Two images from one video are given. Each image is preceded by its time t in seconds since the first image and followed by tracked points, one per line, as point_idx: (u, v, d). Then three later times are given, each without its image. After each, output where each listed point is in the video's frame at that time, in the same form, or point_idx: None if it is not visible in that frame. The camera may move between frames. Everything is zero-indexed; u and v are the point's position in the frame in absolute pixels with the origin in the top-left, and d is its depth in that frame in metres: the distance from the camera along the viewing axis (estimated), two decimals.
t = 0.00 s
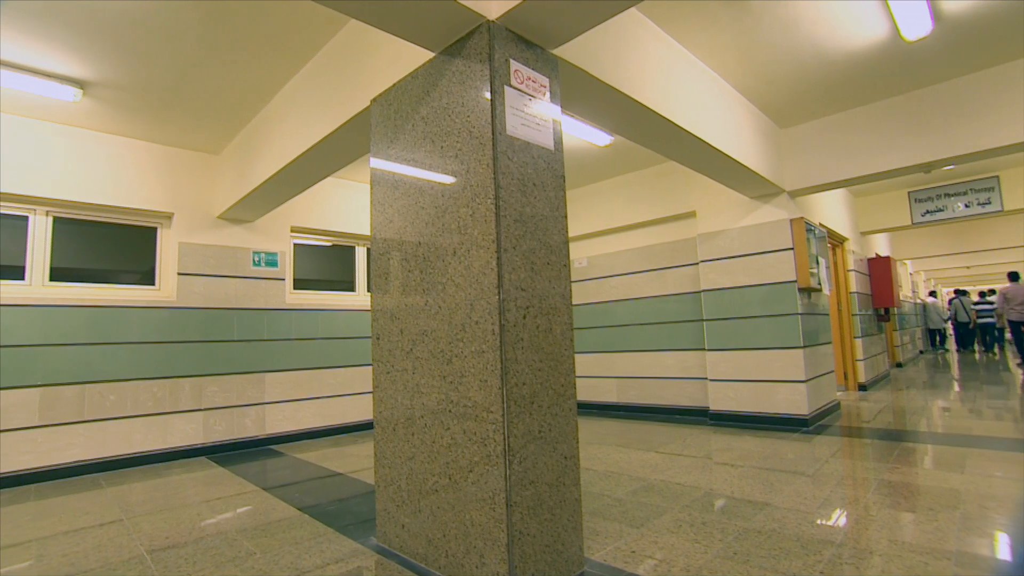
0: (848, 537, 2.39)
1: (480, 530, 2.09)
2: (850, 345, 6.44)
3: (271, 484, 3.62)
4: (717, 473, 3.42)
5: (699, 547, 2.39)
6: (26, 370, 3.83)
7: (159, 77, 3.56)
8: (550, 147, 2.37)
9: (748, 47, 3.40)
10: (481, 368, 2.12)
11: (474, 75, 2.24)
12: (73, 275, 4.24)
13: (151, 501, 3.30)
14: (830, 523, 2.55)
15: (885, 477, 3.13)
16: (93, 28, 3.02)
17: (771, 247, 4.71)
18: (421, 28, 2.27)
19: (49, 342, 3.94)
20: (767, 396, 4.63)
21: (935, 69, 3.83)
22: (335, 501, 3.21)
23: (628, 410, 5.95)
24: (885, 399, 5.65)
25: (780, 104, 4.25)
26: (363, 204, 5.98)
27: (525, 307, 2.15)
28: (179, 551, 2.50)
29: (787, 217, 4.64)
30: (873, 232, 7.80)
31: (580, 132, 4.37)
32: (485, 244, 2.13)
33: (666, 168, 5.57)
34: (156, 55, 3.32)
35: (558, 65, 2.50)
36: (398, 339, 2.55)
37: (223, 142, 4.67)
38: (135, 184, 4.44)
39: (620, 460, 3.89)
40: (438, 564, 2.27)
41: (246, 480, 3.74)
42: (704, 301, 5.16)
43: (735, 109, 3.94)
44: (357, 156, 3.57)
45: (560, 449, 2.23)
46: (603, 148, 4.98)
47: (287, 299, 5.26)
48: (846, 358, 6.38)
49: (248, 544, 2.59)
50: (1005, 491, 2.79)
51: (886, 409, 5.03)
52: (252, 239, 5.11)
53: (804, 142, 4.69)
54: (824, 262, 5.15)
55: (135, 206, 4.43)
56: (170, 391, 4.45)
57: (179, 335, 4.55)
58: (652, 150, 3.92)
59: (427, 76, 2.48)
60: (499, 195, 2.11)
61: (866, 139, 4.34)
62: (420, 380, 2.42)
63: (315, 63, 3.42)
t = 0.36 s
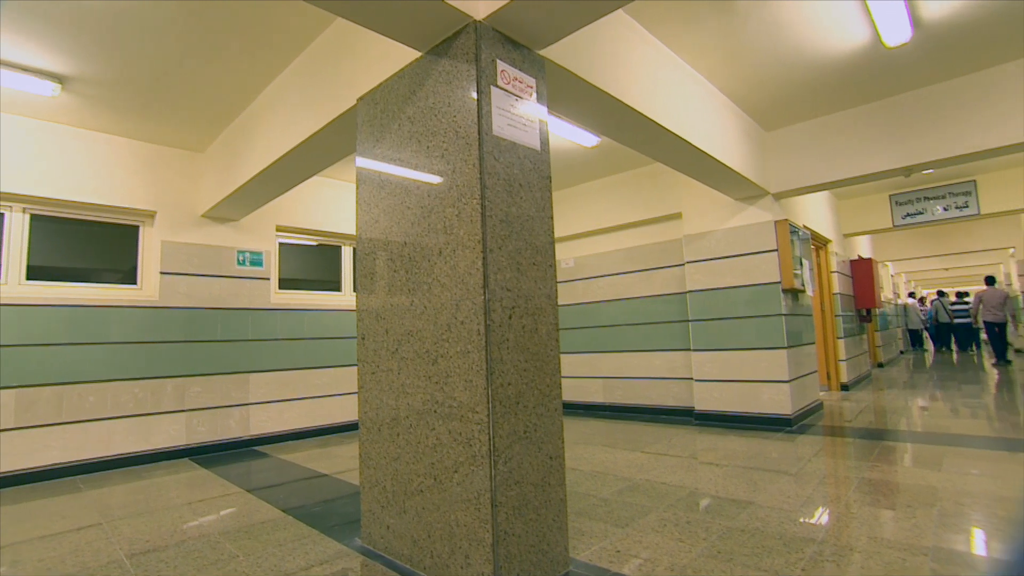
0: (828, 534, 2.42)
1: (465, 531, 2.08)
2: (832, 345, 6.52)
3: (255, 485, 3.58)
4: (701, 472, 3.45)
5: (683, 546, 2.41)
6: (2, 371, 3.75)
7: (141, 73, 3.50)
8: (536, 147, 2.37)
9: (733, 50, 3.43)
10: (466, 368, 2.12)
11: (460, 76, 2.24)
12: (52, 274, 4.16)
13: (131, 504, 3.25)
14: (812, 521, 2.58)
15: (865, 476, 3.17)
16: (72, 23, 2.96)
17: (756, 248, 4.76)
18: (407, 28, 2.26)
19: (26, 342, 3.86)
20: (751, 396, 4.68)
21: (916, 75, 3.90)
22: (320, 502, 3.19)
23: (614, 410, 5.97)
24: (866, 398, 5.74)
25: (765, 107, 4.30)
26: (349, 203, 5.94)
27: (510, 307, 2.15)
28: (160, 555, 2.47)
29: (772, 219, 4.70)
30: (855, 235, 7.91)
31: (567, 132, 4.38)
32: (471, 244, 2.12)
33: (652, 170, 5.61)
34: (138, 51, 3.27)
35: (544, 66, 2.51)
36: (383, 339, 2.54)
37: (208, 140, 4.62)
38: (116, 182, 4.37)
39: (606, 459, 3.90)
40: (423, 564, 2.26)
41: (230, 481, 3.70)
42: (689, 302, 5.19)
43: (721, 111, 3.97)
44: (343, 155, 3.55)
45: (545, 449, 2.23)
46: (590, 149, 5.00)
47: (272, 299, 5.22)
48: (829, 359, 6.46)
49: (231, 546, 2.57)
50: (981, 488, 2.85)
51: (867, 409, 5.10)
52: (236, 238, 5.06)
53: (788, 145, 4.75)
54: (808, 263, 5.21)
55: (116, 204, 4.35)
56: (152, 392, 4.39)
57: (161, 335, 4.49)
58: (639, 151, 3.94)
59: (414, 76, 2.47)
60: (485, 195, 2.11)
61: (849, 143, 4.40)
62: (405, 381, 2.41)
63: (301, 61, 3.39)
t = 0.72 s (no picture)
0: (810, 533, 2.45)
1: (449, 532, 2.08)
2: (815, 346, 6.60)
3: (238, 487, 3.54)
4: (685, 472, 3.47)
5: (667, 545, 2.42)
6: None
7: (122, 69, 3.45)
8: (522, 148, 2.37)
9: (719, 53, 3.46)
10: (451, 369, 2.11)
11: (446, 75, 2.23)
12: (30, 273, 4.07)
13: (110, 507, 3.20)
14: (795, 520, 2.61)
15: (846, 474, 3.22)
16: (50, 16, 2.91)
17: (741, 250, 4.81)
18: (393, 27, 2.25)
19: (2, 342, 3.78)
20: (735, 396, 4.72)
21: (897, 80, 3.96)
22: (304, 504, 3.16)
23: (601, 411, 5.99)
24: (848, 398, 5.83)
25: (749, 110, 4.34)
26: (335, 202, 5.89)
27: (495, 308, 2.15)
28: (139, 559, 2.43)
29: (756, 221, 4.75)
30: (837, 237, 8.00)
31: (551, 133, 4.38)
32: (456, 244, 2.12)
33: (639, 171, 5.64)
34: (119, 46, 3.21)
35: (531, 67, 2.51)
36: (368, 339, 2.52)
37: (191, 137, 4.56)
38: (97, 179, 4.29)
39: (591, 460, 3.92)
40: (407, 566, 2.25)
41: (212, 483, 3.65)
42: (674, 303, 5.23)
43: (706, 114, 4.01)
44: (328, 154, 3.52)
45: (530, 450, 2.23)
46: (577, 150, 5.01)
47: (256, 299, 5.16)
48: (812, 359, 6.53)
49: (212, 549, 2.54)
50: (957, 486, 2.90)
51: (849, 409, 5.17)
52: (220, 237, 5.00)
53: (772, 148, 4.80)
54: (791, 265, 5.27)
55: (97, 201, 4.28)
56: (133, 393, 4.32)
57: (142, 335, 4.42)
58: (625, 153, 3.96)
59: (400, 75, 2.46)
60: (470, 196, 2.10)
61: (832, 146, 4.46)
62: (390, 382, 2.40)
63: (286, 59, 3.36)
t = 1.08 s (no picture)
0: (793, 533, 2.48)
1: (434, 534, 2.07)
2: (799, 348, 6.67)
3: (221, 491, 3.50)
4: (671, 473, 3.50)
5: (652, 547, 2.43)
6: None
7: (103, 66, 3.40)
8: (508, 150, 2.38)
9: (705, 58, 3.50)
10: (437, 371, 2.11)
11: (433, 77, 2.23)
12: (7, 273, 3.99)
13: (89, 513, 3.14)
14: (778, 520, 2.64)
15: (829, 474, 3.26)
16: (30, 12, 2.86)
17: (726, 252, 4.86)
18: (379, 29, 2.24)
19: None
20: (720, 398, 4.76)
21: (879, 87, 4.03)
22: (289, 508, 3.13)
23: (587, 412, 6.01)
24: (831, 399, 5.91)
25: (734, 114, 4.39)
26: (321, 203, 5.86)
27: (481, 310, 2.15)
28: (118, 565, 2.39)
29: (741, 224, 4.80)
30: (820, 240, 8.09)
31: (535, 134, 4.38)
32: (442, 246, 2.12)
33: (626, 174, 5.67)
34: (100, 43, 3.17)
35: (518, 70, 2.52)
36: (353, 341, 2.51)
37: (174, 137, 4.51)
38: (77, 177, 4.22)
39: (577, 461, 3.93)
40: (392, 569, 2.24)
41: (195, 487, 3.61)
42: (660, 305, 5.26)
43: (692, 118, 4.05)
44: (313, 155, 3.50)
45: (516, 452, 2.23)
46: (564, 153, 5.03)
47: (240, 300, 5.11)
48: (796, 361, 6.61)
49: (194, 554, 2.50)
50: (935, 485, 2.96)
51: (832, 409, 5.24)
52: (204, 238, 4.95)
53: (757, 152, 4.85)
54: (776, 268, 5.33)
55: (77, 201, 4.21)
56: (113, 395, 4.25)
57: (123, 337, 4.36)
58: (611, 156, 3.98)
59: (387, 76, 2.45)
60: (456, 198, 2.10)
61: (816, 151, 4.53)
62: (375, 384, 2.39)
63: (272, 59, 3.34)
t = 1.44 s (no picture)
0: (777, 532, 2.50)
1: (420, 536, 2.06)
2: (784, 349, 6.74)
3: (205, 494, 3.46)
4: (657, 474, 3.51)
5: (639, 547, 2.44)
6: None
7: (86, 63, 3.35)
8: (496, 151, 2.38)
9: (691, 62, 3.53)
10: (423, 372, 2.10)
11: (421, 78, 2.22)
12: None
13: (68, 517, 3.08)
14: (763, 520, 2.66)
15: (813, 474, 3.30)
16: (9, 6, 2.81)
17: (712, 255, 4.90)
18: (367, 29, 2.23)
19: None
20: (706, 399, 4.80)
21: (863, 92, 4.09)
22: (274, 510, 3.11)
23: (574, 414, 6.03)
24: (815, 400, 5.98)
25: (721, 118, 4.43)
26: (307, 203, 5.83)
27: (468, 311, 2.15)
28: (97, 570, 2.35)
29: (728, 227, 4.84)
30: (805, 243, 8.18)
31: (521, 134, 4.38)
32: (429, 247, 2.11)
33: (613, 176, 5.70)
34: (82, 40, 3.12)
35: (506, 71, 2.52)
36: (339, 342, 2.50)
37: (159, 135, 4.46)
38: (58, 176, 4.15)
39: (564, 463, 3.94)
40: (378, 572, 2.23)
41: (179, 490, 3.57)
42: (647, 306, 5.29)
43: (679, 121, 4.08)
44: (299, 155, 3.48)
45: (502, 453, 2.23)
46: (552, 155, 5.04)
47: (225, 301, 5.06)
48: (781, 362, 6.67)
49: (176, 559, 2.47)
50: (916, 484, 3.01)
51: (817, 410, 5.30)
52: (189, 238, 4.90)
53: (743, 155, 4.90)
54: (761, 270, 5.39)
55: (58, 199, 4.14)
56: (95, 397, 4.18)
57: (106, 338, 4.29)
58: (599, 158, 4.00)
59: (374, 76, 2.45)
60: (444, 198, 2.10)
61: (801, 155, 4.58)
62: (361, 385, 2.38)
63: (259, 57, 3.31)
